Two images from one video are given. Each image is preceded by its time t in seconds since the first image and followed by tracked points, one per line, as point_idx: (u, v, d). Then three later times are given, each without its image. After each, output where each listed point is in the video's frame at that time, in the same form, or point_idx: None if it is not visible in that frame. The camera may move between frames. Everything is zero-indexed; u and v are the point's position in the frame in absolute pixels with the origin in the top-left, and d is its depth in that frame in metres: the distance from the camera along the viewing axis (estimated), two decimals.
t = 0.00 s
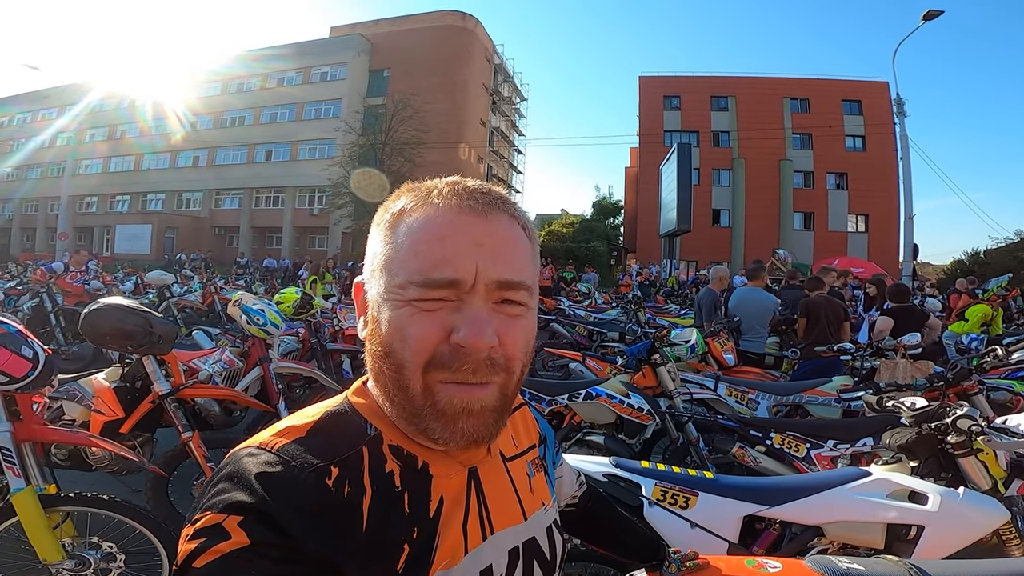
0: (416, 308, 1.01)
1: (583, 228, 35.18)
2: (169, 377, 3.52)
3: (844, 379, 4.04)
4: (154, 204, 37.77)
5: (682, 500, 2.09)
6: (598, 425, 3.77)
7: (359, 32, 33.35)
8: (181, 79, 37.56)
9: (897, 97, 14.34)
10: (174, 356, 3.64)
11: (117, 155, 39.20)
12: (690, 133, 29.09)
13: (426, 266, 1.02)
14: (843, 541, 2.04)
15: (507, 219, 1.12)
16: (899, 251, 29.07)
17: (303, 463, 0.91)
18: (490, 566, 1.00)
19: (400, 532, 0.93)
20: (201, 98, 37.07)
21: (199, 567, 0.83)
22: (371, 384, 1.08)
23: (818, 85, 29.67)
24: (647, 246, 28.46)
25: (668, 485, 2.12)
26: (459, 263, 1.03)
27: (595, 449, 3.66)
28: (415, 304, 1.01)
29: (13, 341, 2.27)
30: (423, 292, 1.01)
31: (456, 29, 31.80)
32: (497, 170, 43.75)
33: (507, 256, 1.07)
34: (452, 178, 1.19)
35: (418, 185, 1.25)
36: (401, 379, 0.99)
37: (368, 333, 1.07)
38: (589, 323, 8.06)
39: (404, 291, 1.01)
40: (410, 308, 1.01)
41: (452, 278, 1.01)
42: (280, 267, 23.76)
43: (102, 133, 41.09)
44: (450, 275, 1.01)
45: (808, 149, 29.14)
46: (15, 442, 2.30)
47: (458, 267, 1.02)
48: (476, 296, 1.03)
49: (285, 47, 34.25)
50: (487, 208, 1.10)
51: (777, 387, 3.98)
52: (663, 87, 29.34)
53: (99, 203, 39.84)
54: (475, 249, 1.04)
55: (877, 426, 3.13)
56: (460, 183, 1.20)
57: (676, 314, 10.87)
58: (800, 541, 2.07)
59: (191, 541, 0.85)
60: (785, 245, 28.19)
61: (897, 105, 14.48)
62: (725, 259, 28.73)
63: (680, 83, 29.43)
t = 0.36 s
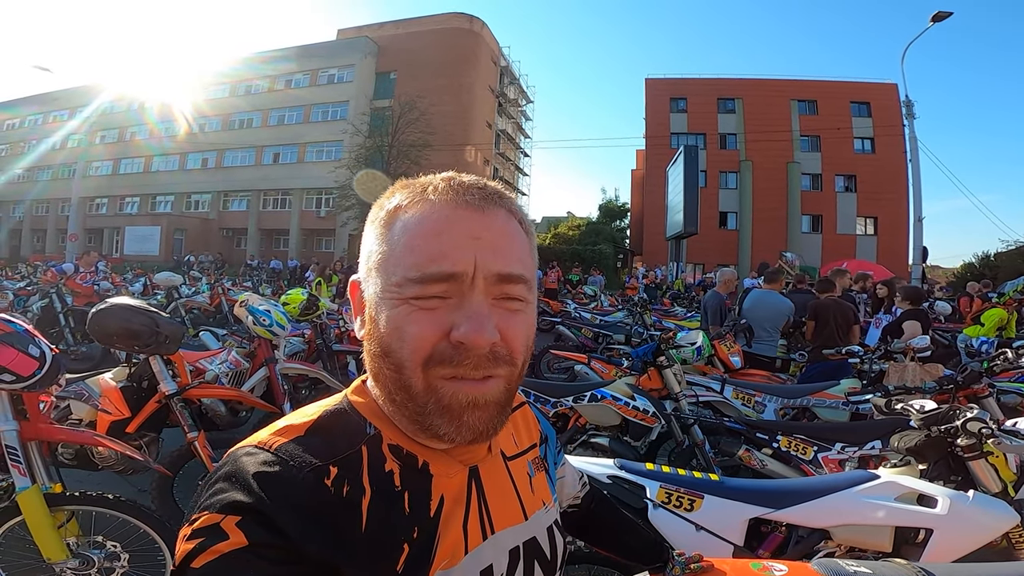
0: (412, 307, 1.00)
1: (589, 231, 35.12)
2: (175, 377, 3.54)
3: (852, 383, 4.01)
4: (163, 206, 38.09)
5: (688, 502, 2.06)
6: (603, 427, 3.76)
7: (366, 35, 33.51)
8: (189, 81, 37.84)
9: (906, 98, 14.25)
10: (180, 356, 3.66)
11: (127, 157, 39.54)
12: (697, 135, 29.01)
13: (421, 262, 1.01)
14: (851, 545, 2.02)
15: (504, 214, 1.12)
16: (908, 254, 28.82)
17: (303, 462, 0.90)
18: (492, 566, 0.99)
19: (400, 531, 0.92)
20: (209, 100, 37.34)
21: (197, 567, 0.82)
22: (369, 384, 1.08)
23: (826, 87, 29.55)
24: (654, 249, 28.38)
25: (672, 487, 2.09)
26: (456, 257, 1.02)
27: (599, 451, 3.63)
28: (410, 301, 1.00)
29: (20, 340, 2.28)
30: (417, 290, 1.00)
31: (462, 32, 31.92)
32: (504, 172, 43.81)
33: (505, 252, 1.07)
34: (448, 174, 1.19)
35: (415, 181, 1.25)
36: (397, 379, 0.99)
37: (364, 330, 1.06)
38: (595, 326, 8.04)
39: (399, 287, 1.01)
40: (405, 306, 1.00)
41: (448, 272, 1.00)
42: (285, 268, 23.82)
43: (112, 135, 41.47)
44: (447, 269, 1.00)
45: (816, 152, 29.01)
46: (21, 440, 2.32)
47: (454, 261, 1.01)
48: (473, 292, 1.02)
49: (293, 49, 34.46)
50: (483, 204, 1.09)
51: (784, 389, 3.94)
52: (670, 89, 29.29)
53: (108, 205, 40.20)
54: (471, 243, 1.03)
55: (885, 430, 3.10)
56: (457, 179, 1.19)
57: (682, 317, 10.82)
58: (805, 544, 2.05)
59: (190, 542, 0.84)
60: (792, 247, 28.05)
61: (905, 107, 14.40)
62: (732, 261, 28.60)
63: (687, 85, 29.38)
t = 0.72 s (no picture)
0: (419, 305, 1.00)
1: (595, 235, 35.12)
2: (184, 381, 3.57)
3: (861, 386, 3.97)
4: (172, 212, 38.44)
5: (693, 506, 2.05)
6: (608, 431, 3.75)
7: (372, 40, 33.71)
8: (196, 86, 38.19)
9: (913, 100, 14.17)
10: (187, 360, 3.69)
11: (136, 163, 39.95)
12: (703, 139, 28.97)
13: (428, 261, 1.02)
14: (860, 548, 1.99)
15: (509, 216, 1.13)
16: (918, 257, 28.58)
17: (301, 461, 0.91)
18: (487, 565, 0.99)
19: (398, 528, 0.92)
20: (217, 106, 37.64)
21: (199, 564, 0.82)
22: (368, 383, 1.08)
23: (832, 90, 29.43)
24: (660, 253, 28.31)
25: (678, 490, 2.08)
26: (465, 257, 1.03)
27: (604, 455, 3.61)
28: (415, 300, 1.01)
29: (29, 343, 2.30)
30: (422, 289, 1.01)
31: (467, 37, 32.06)
32: (509, 177, 43.98)
33: (509, 252, 1.08)
34: (451, 176, 1.20)
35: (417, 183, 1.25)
36: (405, 377, 0.98)
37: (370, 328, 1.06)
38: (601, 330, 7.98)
39: (406, 285, 1.01)
40: (410, 304, 1.00)
41: (455, 270, 1.01)
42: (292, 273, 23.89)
43: (122, 142, 41.86)
44: (456, 266, 1.01)
45: (823, 155, 28.88)
46: (30, 443, 2.35)
47: (463, 259, 1.02)
48: (478, 291, 1.03)
49: (299, 55, 34.70)
50: (487, 204, 1.10)
51: (791, 393, 3.91)
52: (675, 93, 29.28)
53: (118, 210, 40.60)
54: (477, 243, 1.05)
55: (893, 433, 3.09)
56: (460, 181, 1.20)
57: (689, 321, 10.77)
58: (812, 547, 2.05)
59: (188, 541, 0.84)
60: (800, 251, 27.89)
61: (913, 109, 14.31)
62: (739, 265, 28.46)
63: (692, 89, 29.38)
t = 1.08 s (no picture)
0: (487, 299, 0.97)
1: (607, 231, 34.99)
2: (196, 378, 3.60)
3: (878, 382, 3.90)
4: (188, 210, 38.93)
5: (704, 504, 2.02)
6: (619, 428, 3.72)
7: (382, 38, 33.81)
8: (209, 86, 38.57)
9: (931, 94, 13.91)
10: (200, 356, 3.72)
11: (151, 163, 40.48)
12: (716, 134, 28.69)
13: (496, 254, 0.98)
14: (875, 547, 1.95)
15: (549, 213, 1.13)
16: (937, 252, 28.09)
17: (302, 460, 0.90)
18: (490, 565, 0.97)
19: (401, 528, 0.91)
20: (230, 105, 37.99)
21: (197, 566, 0.81)
22: (375, 379, 1.07)
23: (848, 83, 29.00)
24: (673, 248, 28.12)
25: (689, 488, 2.05)
26: (527, 253, 1.02)
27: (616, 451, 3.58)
28: (480, 291, 0.97)
29: (43, 340, 2.32)
30: (491, 280, 0.97)
31: (476, 33, 32.07)
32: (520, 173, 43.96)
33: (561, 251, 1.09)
34: (484, 168, 1.16)
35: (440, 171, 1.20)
36: (463, 370, 0.95)
37: (412, 319, 1.00)
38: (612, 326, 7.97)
39: (475, 278, 0.96)
40: (475, 297, 0.96)
41: (526, 267, 0.99)
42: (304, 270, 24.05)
43: (138, 141, 42.36)
44: (526, 261, 1.00)
45: (839, 149, 28.48)
46: (46, 440, 2.37)
47: (532, 254, 1.01)
48: (536, 286, 1.02)
49: (310, 53, 34.90)
50: (537, 204, 1.10)
51: (806, 390, 3.85)
52: (687, 88, 29.05)
53: (135, 209, 41.17)
54: (540, 241, 1.05)
55: (912, 430, 3.02)
56: (492, 173, 1.17)
57: (702, 316, 10.69)
58: (826, 546, 2.01)
59: (188, 540, 0.83)
60: (815, 246, 27.55)
61: (931, 103, 14.05)
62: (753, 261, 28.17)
63: (704, 83, 29.13)
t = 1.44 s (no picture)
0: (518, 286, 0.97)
1: (617, 231, 34.83)
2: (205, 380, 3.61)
3: (892, 381, 3.83)
4: (200, 214, 39.38)
5: (711, 505, 1.99)
6: (626, 428, 3.70)
7: (389, 41, 33.99)
8: (218, 90, 39.00)
9: (944, 89, 13.72)
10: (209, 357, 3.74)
11: (163, 168, 40.98)
12: (725, 133, 28.49)
13: (521, 245, 1.00)
14: (886, 548, 1.91)
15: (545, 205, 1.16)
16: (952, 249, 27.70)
17: (285, 456, 0.88)
18: (479, 560, 0.95)
19: (388, 521, 0.89)
20: (240, 109, 38.37)
21: (182, 563, 0.79)
22: (361, 372, 1.07)
23: (858, 79, 28.70)
24: (683, 248, 27.93)
25: (695, 489, 2.02)
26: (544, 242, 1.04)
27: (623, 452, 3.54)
28: (514, 282, 0.97)
29: (50, 342, 2.34)
30: (522, 271, 0.98)
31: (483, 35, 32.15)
32: (529, 174, 43.97)
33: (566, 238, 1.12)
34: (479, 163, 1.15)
35: (433, 168, 1.18)
36: (502, 359, 0.95)
37: (445, 314, 0.96)
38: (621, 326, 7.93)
39: (510, 270, 0.97)
40: (509, 286, 0.97)
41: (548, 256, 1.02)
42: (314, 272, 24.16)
43: (150, 147, 42.89)
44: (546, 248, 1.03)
45: (850, 146, 28.20)
46: (55, 441, 2.38)
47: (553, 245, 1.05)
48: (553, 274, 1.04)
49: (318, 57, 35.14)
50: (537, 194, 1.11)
51: (818, 389, 3.78)
52: (695, 86, 28.92)
53: (148, 214, 41.68)
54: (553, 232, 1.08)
55: (925, 429, 2.97)
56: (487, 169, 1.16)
57: (712, 315, 10.61)
58: (837, 548, 1.97)
59: (170, 538, 0.82)
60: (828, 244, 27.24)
61: (943, 99, 13.87)
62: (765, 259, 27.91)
63: (713, 82, 28.95)
